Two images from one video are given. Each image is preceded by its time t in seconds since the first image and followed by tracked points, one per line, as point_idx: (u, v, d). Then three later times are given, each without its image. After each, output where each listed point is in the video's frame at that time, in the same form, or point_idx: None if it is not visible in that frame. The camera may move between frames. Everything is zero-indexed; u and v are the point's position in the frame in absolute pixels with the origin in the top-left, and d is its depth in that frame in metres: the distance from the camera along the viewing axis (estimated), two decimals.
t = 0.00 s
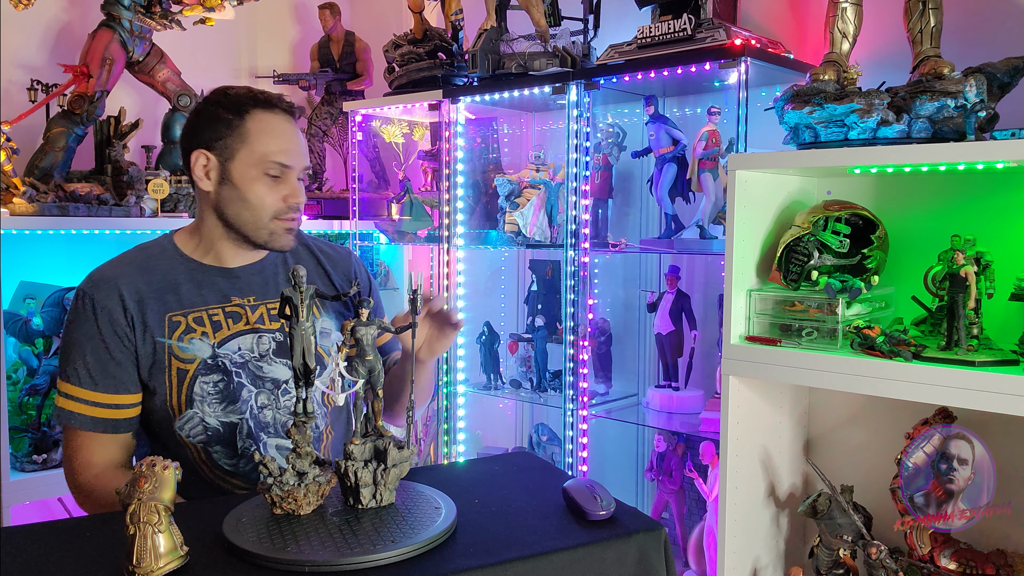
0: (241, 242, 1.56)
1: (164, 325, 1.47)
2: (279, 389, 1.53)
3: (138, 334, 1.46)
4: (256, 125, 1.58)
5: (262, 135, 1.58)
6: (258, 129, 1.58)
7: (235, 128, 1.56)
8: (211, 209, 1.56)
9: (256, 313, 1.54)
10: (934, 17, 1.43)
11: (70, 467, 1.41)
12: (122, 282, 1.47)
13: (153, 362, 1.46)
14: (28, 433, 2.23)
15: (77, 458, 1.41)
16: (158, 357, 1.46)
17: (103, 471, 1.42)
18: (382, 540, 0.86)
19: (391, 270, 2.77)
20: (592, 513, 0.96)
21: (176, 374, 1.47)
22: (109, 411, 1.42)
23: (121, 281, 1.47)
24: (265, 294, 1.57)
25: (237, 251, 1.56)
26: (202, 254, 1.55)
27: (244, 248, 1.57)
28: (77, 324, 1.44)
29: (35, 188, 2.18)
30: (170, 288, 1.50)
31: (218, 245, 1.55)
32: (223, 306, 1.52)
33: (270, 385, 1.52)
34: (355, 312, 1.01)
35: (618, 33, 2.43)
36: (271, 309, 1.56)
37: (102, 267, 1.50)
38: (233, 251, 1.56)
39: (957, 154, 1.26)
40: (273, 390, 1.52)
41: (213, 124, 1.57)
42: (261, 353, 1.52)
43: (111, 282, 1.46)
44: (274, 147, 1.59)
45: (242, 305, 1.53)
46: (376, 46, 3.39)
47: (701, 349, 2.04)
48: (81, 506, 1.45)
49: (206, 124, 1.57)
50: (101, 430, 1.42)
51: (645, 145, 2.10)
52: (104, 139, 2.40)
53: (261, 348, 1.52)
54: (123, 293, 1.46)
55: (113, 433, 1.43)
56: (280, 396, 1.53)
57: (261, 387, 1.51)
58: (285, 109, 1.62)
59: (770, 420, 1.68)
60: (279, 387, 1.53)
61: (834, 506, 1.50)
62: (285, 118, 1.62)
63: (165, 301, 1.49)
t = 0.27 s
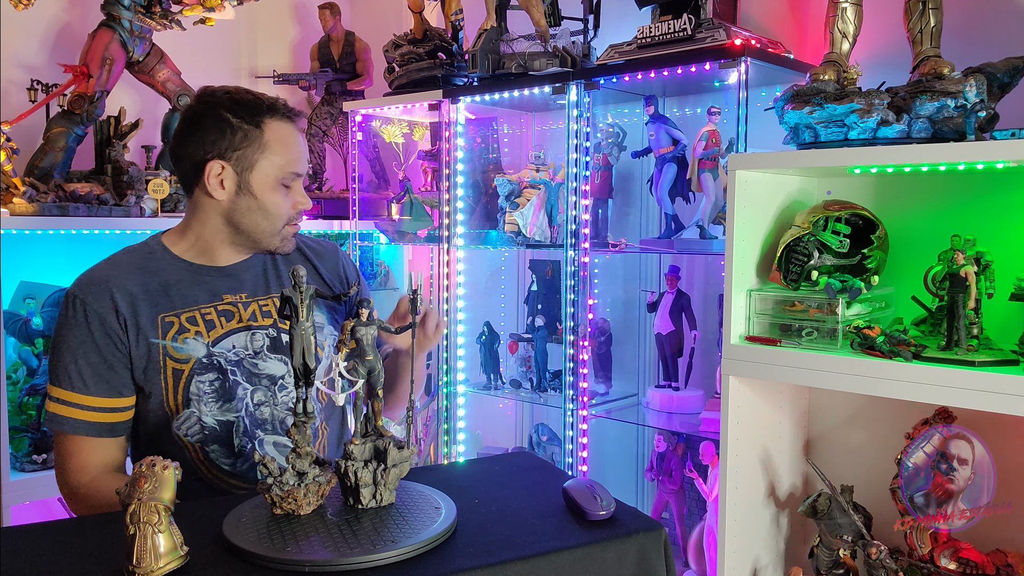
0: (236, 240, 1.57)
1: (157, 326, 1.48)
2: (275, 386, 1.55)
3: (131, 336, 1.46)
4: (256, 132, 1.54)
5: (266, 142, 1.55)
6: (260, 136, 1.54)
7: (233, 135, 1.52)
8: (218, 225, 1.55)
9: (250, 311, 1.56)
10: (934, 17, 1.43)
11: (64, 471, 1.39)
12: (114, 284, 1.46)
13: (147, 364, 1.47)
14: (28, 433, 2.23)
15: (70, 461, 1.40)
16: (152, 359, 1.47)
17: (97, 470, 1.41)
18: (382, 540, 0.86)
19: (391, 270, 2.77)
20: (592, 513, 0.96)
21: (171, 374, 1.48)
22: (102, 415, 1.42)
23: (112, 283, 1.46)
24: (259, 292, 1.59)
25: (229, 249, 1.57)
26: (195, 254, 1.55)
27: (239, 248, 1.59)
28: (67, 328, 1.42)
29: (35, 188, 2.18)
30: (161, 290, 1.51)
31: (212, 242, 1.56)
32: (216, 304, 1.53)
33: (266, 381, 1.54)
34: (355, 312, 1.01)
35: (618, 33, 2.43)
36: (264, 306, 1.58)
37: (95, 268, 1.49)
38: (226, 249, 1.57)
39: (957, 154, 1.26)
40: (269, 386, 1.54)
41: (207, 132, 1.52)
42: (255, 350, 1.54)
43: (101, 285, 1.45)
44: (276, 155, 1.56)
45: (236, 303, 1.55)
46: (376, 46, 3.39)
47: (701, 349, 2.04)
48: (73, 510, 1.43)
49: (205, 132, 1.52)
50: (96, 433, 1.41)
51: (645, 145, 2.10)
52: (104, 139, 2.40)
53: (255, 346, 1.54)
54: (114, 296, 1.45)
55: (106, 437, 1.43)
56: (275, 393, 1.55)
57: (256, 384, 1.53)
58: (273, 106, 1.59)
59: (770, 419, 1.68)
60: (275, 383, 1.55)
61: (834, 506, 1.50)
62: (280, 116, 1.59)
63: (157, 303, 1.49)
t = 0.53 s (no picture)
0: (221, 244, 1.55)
1: (152, 323, 1.47)
2: (268, 385, 1.54)
3: (125, 333, 1.46)
4: (226, 118, 1.52)
5: (237, 125, 1.52)
6: (230, 122, 1.52)
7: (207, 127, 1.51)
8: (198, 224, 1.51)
9: (243, 309, 1.55)
10: (934, 17, 1.43)
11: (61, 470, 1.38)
12: (108, 282, 1.46)
13: (140, 360, 1.46)
14: (28, 433, 2.23)
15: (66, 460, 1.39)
16: (146, 356, 1.47)
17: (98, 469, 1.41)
18: (382, 540, 0.86)
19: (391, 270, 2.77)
20: (592, 513, 0.96)
21: (164, 371, 1.48)
22: (98, 411, 1.41)
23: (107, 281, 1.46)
24: (254, 290, 1.58)
25: (218, 250, 1.55)
26: (183, 251, 1.54)
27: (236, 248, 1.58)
28: (63, 325, 1.42)
29: (35, 188, 2.18)
30: (154, 287, 1.50)
31: (197, 243, 1.54)
32: (210, 302, 1.53)
33: (259, 380, 1.53)
34: (355, 312, 1.01)
35: (618, 33, 2.43)
36: (258, 305, 1.57)
37: (95, 267, 1.49)
38: (212, 250, 1.55)
39: (957, 154, 1.26)
40: (262, 385, 1.53)
41: (186, 132, 1.53)
42: (249, 349, 1.53)
43: (98, 283, 1.45)
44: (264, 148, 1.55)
45: (229, 301, 1.55)
46: (376, 46, 3.39)
47: (701, 348, 2.04)
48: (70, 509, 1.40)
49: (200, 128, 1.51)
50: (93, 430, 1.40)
51: (645, 145, 2.10)
52: (103, 139, 2.40)
53: (249, 344, 1.53)
54: (110, 292, 1.46)
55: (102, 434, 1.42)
56: (268, 392, 1.54)
57: (249, 383, 1.53)
58: (247, 93, 1.58)
59: (770, 418, 1.68)
60: (268, 383, 1.54)
61: (834, 506, 1.50)
62: (253, 102, 1.57)
63: (150, 300, 1.49)
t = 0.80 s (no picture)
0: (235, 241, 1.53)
1: (168, 324, 1.47)
2: (282, 390, 1.52)
3: (142, 331, 1.46)
4: (234, 115, 1.53)
5: (244, 121, 1.54)
6: (237, 117, 1.54)
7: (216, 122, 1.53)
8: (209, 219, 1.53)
9: (261, 312, 1.53)
10: (934, 17, 1.43)
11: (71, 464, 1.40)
12: (127, 279, 1.47)
13: (156, 359, 1.46)
14: (28, 433, 2.23)
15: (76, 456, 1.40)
16: (161, 355, 1.46)
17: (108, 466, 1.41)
18: (382, 540, 0.86)
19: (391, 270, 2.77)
20: (592, 513, 0.96)
21: (178, 372, 1.46)
22: (109, 408, 1.41)
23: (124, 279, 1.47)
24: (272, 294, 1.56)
25: (236, 249, 1.54)
26: (201, 250, 1.53)
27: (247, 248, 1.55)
28: (82, 321, 1.44)
29: (35, 189, 2.18)
30: (173, 285, 1.50)
31: (215, 243, 1.53)
32: (227, 305, 1.51)
33: (273, 385, 1.51)
34: (355, 312, 1.01)
35: (618, 33, 2.43)
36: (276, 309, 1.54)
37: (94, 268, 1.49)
38: (229, 249, 1.54)
39: (957, 154, 1.26)
40: (276, 390, 1.51)
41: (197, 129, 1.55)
42: (265, 353, 1.51)
43: (116, 280, 1.46)
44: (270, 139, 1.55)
45: (247, 304, 1.52)
46: (376, 46, 3.39)
47: (701, 348, 2.04)
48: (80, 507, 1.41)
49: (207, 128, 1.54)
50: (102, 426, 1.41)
51: (645, 145, 2.10)
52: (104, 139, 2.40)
53: (265, 348, 1.51)
54: (127, 290, 1.46)
55: (114, 431, 1.43)
56: (281, 397, 1.52)
57: (263, 387, 1.50)
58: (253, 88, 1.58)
59: (770, 418, 1.68)
60: (281, 388, 1.52)
61: (834, 506, 1.50)
62: (260, 96, 1.57)
63: (167, 300, 1.49)
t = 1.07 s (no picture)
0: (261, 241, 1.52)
1: (187, 320, 1.47)
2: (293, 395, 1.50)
3: (160, 325, 1.46)
4: (270, 115, 1.49)
5: (282, 121, 1.49)
6: (275, 118, 1.49)
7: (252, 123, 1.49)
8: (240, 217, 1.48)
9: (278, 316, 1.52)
10: (934, 17, 1.43)
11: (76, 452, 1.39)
12: (149, 272, 1.47)
13: (172, 354, 1.46)
14: (29, 433, 2.23)
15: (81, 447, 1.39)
16: (177, 351, 1.46)
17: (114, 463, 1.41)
18: (382, 540, 0.86)
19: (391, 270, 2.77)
20: (592, 513, 0.96)
21: (193, 370, 1.46)
22: (120, 398, 1.41)
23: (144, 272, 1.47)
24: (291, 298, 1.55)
25: (258, 250, 1.53)
26: (226, 249, 1.54)
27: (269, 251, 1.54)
28: (102, 308, 1.44)
29: (35, 189, 2.18)
30: (195, 282, 1.50)
31: (239, 241, 1.53)
32: (245, 306, 1.50)
33: (285, 390, 1.49)
34: (355, 312, 1.00)
35: (618, 33, 2.43)
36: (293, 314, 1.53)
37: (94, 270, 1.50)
38: (253, 250, 1.53)
39: (957, 154, 1.26)
40: (287, 395, 1.49)
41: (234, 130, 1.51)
42: (280, 356, 1.50)
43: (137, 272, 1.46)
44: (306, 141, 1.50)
45: (265, 307, 1.51)
46: (376, 46, 3.39)
47: (701, 348, 2.05)
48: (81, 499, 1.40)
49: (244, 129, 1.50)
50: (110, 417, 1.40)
51: (645, 145, 2.10)
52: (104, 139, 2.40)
53: (281, 352, 1.49)
54: (149, 282, 1.46)
55: (121, 423, 1.42)
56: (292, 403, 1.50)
57: (274, 391, 1.48)
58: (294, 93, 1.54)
59: (770, 418, 1.68)
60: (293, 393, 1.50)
61: (834, 506, 1.50)
62: (298, 100, 1.53)
63: (187, 296, 1.49)
